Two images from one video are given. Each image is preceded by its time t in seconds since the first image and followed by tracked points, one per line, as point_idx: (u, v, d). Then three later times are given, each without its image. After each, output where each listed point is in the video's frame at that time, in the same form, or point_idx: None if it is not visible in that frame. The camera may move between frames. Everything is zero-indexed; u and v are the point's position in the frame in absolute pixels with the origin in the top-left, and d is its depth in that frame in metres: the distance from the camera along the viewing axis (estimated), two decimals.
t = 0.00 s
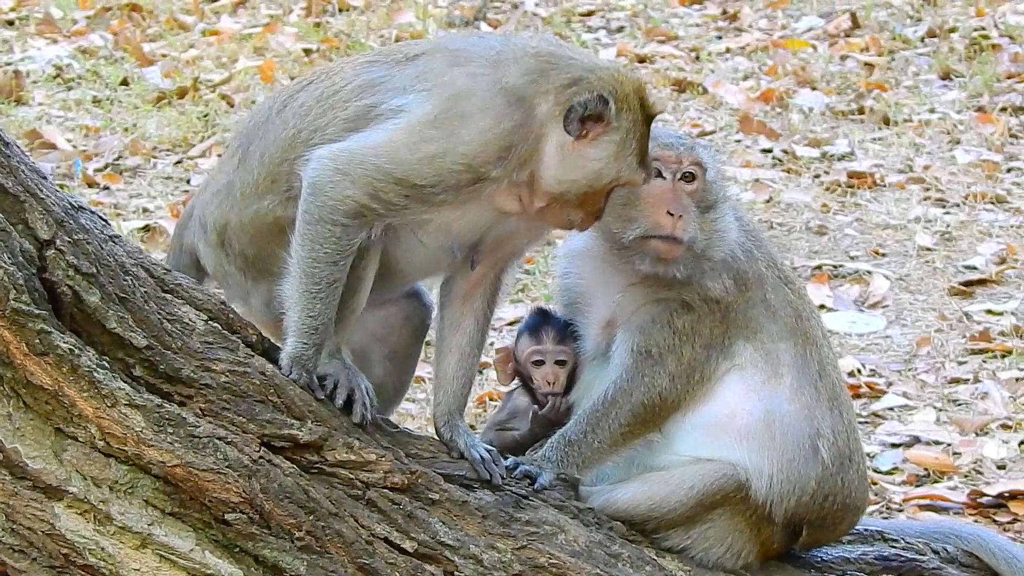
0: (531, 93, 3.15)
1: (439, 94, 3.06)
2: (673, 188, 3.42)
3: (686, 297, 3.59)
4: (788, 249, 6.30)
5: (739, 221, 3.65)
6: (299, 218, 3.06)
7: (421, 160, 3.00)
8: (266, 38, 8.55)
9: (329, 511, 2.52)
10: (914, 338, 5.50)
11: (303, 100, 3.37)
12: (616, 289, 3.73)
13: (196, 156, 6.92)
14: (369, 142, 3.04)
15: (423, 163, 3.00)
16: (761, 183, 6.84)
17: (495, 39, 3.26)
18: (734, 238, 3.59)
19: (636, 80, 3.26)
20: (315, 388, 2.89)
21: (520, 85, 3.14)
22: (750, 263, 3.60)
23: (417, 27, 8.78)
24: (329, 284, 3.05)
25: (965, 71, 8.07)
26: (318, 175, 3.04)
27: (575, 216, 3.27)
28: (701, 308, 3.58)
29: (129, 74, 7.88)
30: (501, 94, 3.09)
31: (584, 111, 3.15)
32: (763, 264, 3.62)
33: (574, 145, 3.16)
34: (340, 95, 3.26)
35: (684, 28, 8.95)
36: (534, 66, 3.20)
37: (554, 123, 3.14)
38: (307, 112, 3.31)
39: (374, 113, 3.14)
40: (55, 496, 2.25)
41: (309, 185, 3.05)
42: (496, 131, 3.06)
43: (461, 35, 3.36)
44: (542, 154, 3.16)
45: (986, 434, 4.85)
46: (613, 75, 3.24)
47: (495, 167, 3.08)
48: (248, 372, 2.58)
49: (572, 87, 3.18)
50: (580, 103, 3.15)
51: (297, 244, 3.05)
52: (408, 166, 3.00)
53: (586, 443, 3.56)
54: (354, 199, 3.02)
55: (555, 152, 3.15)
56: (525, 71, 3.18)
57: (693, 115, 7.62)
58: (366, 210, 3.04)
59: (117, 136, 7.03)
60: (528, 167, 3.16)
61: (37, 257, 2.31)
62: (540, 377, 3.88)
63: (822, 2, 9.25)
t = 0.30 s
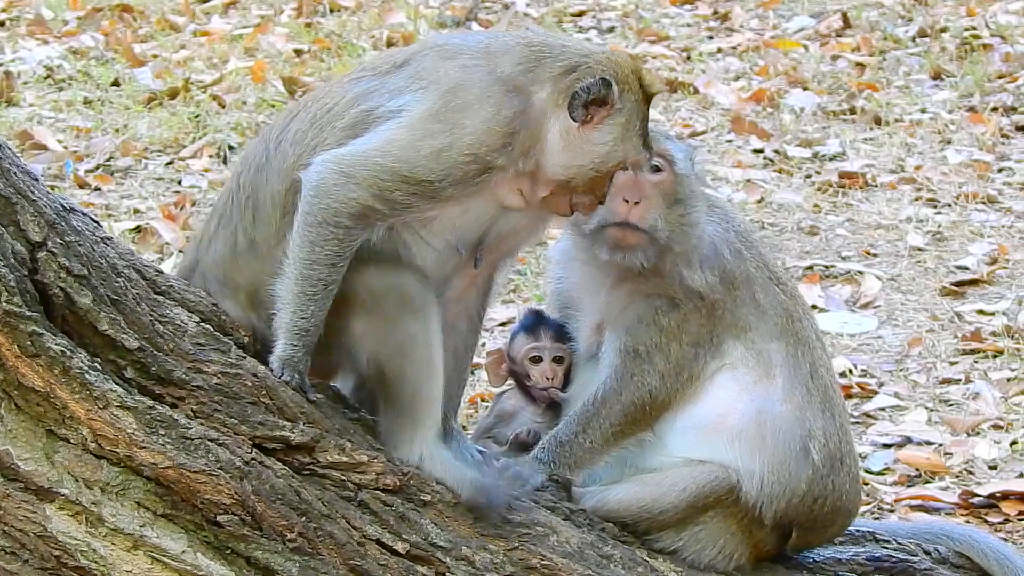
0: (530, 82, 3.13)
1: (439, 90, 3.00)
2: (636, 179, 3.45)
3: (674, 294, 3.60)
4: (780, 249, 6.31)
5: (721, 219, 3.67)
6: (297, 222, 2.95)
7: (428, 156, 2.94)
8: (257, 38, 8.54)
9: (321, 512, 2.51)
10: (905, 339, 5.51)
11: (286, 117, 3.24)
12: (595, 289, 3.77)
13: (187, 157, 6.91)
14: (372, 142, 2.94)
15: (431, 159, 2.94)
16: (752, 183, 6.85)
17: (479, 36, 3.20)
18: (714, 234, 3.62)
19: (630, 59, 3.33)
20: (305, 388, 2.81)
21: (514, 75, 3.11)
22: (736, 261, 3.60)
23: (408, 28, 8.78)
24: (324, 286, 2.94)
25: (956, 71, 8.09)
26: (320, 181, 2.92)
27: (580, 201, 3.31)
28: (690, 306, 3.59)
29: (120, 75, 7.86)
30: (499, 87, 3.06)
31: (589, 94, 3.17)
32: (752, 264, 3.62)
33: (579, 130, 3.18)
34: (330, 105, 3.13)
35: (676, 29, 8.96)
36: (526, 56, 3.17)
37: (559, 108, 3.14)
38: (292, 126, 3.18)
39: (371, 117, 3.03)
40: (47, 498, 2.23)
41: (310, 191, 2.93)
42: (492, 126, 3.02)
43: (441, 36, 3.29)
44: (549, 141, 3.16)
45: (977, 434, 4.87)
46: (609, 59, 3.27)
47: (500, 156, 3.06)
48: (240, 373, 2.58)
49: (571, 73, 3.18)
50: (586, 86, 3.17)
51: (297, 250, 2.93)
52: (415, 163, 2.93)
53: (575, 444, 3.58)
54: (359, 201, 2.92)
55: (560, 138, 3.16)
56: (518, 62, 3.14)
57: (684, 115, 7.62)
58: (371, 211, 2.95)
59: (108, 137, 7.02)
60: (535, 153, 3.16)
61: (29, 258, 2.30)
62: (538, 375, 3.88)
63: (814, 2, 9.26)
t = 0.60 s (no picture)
0: (508, 88, 3.09)
1: (444, 122, 2.94)
2: (678, 170, 3.56)
3: (671, 293, 3.60)
4: (766, 249, 6.33)
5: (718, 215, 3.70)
6: (313, 237, 2.90)
7: (452, 181, 2.90)
8: (242, 38, 8.53)
9: (307, 513, 2.52)
10: (891, 338, 5.54)
11: (261, 164, 3.12)
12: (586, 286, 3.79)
13: (173, 157, 6.90)
14: (393, 167, 2.88)
15: (458, 186, 2.91)
16: (738, 183, 6.87)
17: (443, 55, 3.11)
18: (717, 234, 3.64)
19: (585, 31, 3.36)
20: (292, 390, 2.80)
21: (501, 82, 3.08)
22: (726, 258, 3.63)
23: (394, 28, 8.78)
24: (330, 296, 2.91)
25: (941, 70, 8.13)
26: (347, 201, 2.87)
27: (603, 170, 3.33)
28: (684, 305, 3.59)
29: (106, 75, 7.85)
30: (492, 101, 3.03)
31: (570, 73, 3.20)
32: (738, 261, 3.65)
33: (574, 110, 3.21)
34: (312, 148, 3.03)
35: (661, 28, 8.98)
36: (495, 61, 3.13)
37: (548, 97, 3.16)
38: (274, 172, 3.06)
39: (377, 153, 2.94)
40: (32, 500, 2.23)
41: (337, 211, 2.87)
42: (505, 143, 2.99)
43: (401, 57, 3.18)
44: (550, 132, 3.16)
45: (964, 433, 4.89)
46: (565, 36, 3.28)
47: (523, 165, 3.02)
48: (226, 374, 2.58)
49: (543, 63, 3.17)
50: (564, 68, 3.18)
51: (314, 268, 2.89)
52: (440, 189, 2.90)
53: (563, 445, 3.57)
54: (386, 224, 2.88)
55: (559, 122, 3.17)
56: (497, 71, 3.10)
57: (670, 115, 7.64)
58: (398, 232, 2.92)
59: (94, 137, 7.00)
60: (552, 150, 3.18)
61: (14, 260, 2.30)
62: (523, 373, 3.82)
63: (799, 2, 9.29)
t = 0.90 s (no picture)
0: (473, 89, 3.09)
1: (415, 127, 2.96)
2: (672, 173, 3.64)
3: (660, 298, 3.63)
4: (750, 250, 6.36)
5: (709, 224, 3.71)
6: (298, 236, 2.91)
7: (429, 182, 2.92)
8: (226, 39, 8.52)
9: (291, 514, 2.52)
10: (875, 339, 5.57)
11: (236, 173, 3.13)
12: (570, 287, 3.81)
13: (157, 158, 6.89)
14: (371, 165, 2.89)
15: (433, 189, 2.92)
16: (722, 184, 6.90)
17: (415, 64, 3.12)
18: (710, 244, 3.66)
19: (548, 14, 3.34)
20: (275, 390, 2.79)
21: (468, 84, 3.10)
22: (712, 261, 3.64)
23: (377, 29, 8.79)
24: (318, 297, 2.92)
25: (925, 71, 8.17)
26: (330, 200, 2.89)
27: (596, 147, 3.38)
28: (672, 308, 3.61)
29: (89, 76, 7.84)
30: (461, 104, 3.04)
31: (538, 62, 3.22)
32: (726, 264, 3.66)
33: (542, 98, 3.23)
34: (286, 157, 3.03)
35: (645, 29, 9.02)
36: (448, 63, 3.13)
37: (519, 89, 3.18)
38: (250, 181, 3.07)
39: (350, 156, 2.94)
40: (16, 500, 2.24)
41: (319, 210, 2.89)
42: (477, 145, 3.00)
43: (372, 65, 3.19)
44: (523, 122, 3.19)
45: (948, 434, 4.93)
46: (526, 23, 3.27)
47: (497, 162, 3.02)
48: (209, 375, 2.58)
49: (507, 57, 3.18)
50: (533, 58, 3.20)
51: (301, 269, 2.90)
52: (416, 189, 2.91)
53: (548, 446, 3.59)
54: (366, 223, 2.90)
55: (535, 112, 3.22)
56: (462, 73, 3.11)
57: (654, 115, 7.66)
58: (378, 231, 2.93)
59: (77, 138, 6.99)
60: (530, 143, 3.24)
61: None
62: (511, 372, 3.89)
63: (783, 3, 9.33)
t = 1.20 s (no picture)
0: (479, 92, 3.13)
1: (409, 115, 2.98)
2: (660, 176, 3.62)
3: (649, 300, 3.64)
4: (737, 252, 6.38)
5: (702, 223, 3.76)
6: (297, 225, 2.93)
7: (422, 165, 2.95)
8: (213, 40, 8.51)
9: (279, 515, 2.53)
10: (862, 341, 5.59)
11: (227, 176, 3.13)
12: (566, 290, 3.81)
13: (144, 159, 6.88)
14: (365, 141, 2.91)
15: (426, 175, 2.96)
16: (709, 186, 6.93)
17: (408, 61, 3.15)
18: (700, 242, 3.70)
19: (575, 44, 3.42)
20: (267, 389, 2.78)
21: (468, 84, 3.12)
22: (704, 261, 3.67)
23: (365, 31, 8.79)
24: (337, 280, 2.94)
25: (912, 74, 8.21)
26: (324, 171, 2.88)
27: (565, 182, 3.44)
28: (660, 310, 3.63)
29: (77, 78, 7.82)
30: (456, 101, 3.06)
31: (559, 87, 3.28)
32: (716, 267, 3.68)
33: (551, 121, 3.27)
34: (277, 154, 3.03)
35: (633, 32, 9.05)
36: (470, 66, 3.17)
37: (527, 104, 3.21)
38: (240, 181, 3.07)
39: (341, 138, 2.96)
40: (5, 500, 2.24)
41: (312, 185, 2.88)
42: (469, 141, 3.04)
43: (364, 67, 3.20)
44: (520, 134, 3.19)
45: (935, 437, 4.96)
46: (553, 46, 3.33)
47: (487, 160, 3.07)
48: (198, 376, 2.58)
49: (530, 71, 3.23)
50: (555, 81, 3.26)
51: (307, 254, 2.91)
52: (407, 171, 2.94)
53: (536, 449, 3.60)
54: (361, 198, 2.92)
55: (535, 128, 3.23)
56: (458, 73, 3.14)
57: (641, 118, 7.69)
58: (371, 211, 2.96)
59: (65, 139, 6.98)
60: (521, 154, 3.22)
61: None
62: (499, 375, 3.91)
63: (770, 6, 9.37)
